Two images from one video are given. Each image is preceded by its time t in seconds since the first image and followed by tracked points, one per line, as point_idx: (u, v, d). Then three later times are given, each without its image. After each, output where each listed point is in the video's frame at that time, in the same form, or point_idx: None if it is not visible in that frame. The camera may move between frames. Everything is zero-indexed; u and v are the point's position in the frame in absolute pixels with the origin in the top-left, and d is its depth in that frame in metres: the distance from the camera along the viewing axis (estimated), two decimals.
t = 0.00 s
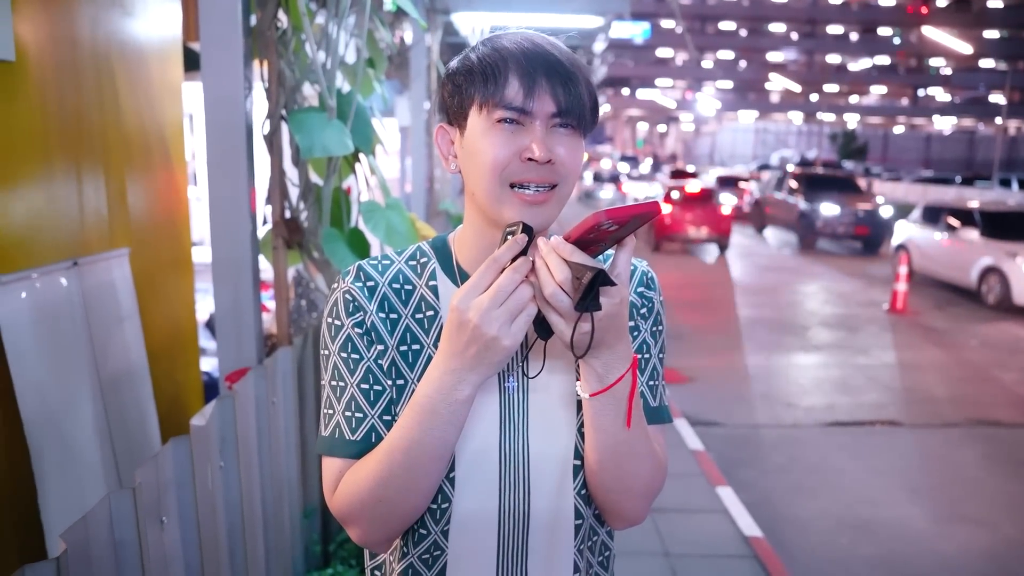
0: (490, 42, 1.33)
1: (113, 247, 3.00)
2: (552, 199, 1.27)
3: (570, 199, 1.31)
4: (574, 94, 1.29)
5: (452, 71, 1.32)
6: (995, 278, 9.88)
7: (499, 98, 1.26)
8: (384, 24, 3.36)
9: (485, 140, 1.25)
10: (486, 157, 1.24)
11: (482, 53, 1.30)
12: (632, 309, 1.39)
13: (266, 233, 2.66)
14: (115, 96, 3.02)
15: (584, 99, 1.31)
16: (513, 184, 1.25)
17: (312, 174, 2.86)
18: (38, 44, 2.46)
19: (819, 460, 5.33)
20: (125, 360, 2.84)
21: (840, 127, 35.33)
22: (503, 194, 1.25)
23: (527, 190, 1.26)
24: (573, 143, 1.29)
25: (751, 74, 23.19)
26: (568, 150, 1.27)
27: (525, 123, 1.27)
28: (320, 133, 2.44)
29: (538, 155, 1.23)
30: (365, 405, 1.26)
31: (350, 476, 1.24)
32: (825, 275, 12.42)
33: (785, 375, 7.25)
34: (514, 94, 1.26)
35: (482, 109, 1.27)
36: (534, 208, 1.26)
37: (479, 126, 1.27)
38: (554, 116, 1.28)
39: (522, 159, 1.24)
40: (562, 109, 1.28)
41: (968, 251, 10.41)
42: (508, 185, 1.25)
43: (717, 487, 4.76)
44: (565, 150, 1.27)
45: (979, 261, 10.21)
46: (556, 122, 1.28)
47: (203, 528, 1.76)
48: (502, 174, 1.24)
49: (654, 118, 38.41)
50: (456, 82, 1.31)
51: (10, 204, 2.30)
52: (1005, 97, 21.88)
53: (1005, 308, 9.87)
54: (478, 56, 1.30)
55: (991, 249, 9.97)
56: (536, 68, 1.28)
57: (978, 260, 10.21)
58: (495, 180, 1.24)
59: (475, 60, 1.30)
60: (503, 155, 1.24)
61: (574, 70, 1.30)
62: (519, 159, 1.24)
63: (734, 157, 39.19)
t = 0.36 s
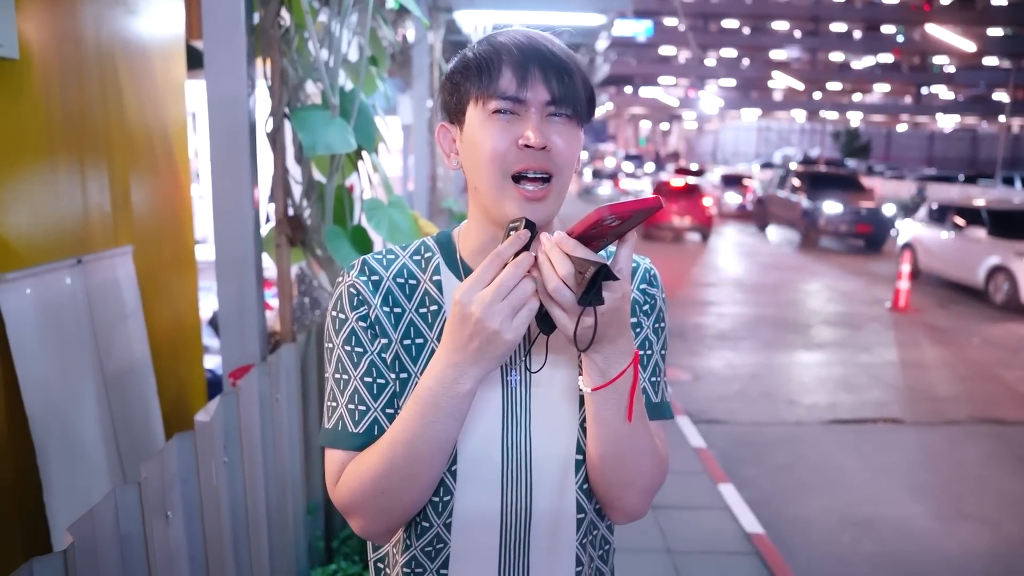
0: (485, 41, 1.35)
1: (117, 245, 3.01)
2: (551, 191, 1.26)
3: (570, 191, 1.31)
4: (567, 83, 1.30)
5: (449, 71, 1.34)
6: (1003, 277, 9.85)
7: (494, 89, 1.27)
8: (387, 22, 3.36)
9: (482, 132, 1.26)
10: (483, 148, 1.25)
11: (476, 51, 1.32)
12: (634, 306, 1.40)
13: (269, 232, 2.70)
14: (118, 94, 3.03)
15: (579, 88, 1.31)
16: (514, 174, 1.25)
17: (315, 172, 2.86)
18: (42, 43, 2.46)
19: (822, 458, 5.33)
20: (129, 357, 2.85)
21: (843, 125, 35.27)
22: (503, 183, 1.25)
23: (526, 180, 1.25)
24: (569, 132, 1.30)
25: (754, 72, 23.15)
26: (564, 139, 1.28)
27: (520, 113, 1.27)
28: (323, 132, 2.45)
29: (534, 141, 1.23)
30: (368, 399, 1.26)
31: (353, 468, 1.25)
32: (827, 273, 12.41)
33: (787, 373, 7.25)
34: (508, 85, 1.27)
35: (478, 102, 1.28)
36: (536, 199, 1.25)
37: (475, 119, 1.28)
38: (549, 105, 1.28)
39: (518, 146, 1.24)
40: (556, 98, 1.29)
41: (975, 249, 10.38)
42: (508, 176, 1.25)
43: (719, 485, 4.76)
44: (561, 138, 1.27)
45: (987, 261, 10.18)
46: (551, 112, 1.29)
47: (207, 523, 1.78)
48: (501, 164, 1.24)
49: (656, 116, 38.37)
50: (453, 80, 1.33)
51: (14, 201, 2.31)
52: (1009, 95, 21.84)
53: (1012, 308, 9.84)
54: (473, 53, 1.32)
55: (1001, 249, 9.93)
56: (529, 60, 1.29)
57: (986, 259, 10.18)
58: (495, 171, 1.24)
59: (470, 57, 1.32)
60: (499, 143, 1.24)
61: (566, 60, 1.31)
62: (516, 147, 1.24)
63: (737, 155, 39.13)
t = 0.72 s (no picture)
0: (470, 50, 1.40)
1: (119, 244, 3.03)
2: (539, 184, 1.26)
3: (563, 184, 1.30)
4: (545, 75, 1.31)
5: (439, 84, 1.40)
6: (1012, 278, 9.80)
7: (474, 92, 1.30)
8: (388, 23, 3.36)
9: (467, 135, 1.29)
10: (469, 150, 1.28)
11: (459, 60, 1.37)
12: (642, 308, 1.41)
13: (271, 231, 2.69)
14: (120, 93, 3.03)
15: (560, 79, 1.32)
16: (504, 171, 1.26)
17: (316, 171, 2.87)
18: (45, 43, 2.47)
19: (823, 458, 5.33)
20: (131, 356, 2.86)
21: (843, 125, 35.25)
22: (495, 181, 1.26)
23: (514, 177, 1.26)
24: (553, 123, 1.29)
25: (754, 72, 23.11)
26: (547, 131, 1.28)
27: (503, 111, 1.29)
28: (325, 131, 2.45)
29: (513, 135, 1.24)
30: (374, 395, 1.27)
31: (358, 464, 1.26)
32: (828, 273, 12.41)
33: (788, 373, 7.25)
34: (487, 86, 1.30)
35: (463, 106, 1.32)
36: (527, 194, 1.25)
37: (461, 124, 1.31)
38: (529, 99, 1.29)
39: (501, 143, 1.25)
40: (535, 89, 1.29)
41: (983, 249, 10.37)
42: (498, 174, 1.26)
43: (720, 485, 4.76)
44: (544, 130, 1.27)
45: (995, 262, 10.14)
46: (534, 105, 1.29)
47: (209, 521, 1.78)
48: (489, 163, 1.26)
49: (657, 116, 38.34)
50: (442, 91, 1.38)
51: (17, 202, 2.32)
52: (1010, 94, 21.82)
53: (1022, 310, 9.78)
54: (454, 61, 1.36)
55: (1011, 250, 9.90)
56: (506, 58, 1.31)
57: (994, 260, 10.14)
58: (482, 171, 1.26)
59: (453, 66, 1.36)
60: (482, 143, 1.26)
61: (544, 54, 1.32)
62: (499, 145, 1.25)
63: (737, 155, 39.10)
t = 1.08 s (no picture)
0: (551, 56, 1.31)
1: (121, 246, 3.03)
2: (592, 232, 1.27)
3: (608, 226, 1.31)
4: (634, 126, 1.27)
5: (511, 83, 1.30)
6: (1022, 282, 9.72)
7: (562, 123, 1.24)
8: (389, 25, 3.37)
9: (540, 164, 1.24)
10: (538, 181, 1.23)
11: (547, 72, 1.28)
12: (653, 324, 1.39)
13: (272, 232, 2.66)
14: (122, 96, 3.03)
15: (642, 130, 1.30)
16: (559, 211, 1.26)
17: (318, 174, 2.88)
18: (47, 45, 2.47)
19: (826, 459, 5.32)
20: (133, 358, 2.87)
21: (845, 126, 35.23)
22: (547, 220, 1.25)
23: (569, 219, 1.26)
24: (623, 173, 1.29)
25: (755, 73, 23.10)
26: (617, 182, 1.27)
27: (582, 150, 1.25)
28: (326, 134, 2.45)
29: (592, 187, 1.22)
30: (383, 396, 1.27)
31: (365, 461, 1.26)
32: (830, 274, 12.39)
33: (791, 374, 7.23)
34: (578, 121, 1.24)
35: (542, 131, 1.25)
36: (576, 238, 1.26)
37: (536, 147, 1.25)
38: (611, 145, 1.26)
39: (576, 189, 1.23)
40: (621, 138, 1.26)
41: (992, 251, 10.31)
42: (553, 212, 1.25)
43: (722, 486, 4.76)
44: (615, 182, 1.26)
45: (1004, 265, 10.06)
46: (612, 152, 1.27)
47: (211, 522, 1.78)
48: (550, 201, 1.24)
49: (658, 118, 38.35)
50: (515, 96, 1.28)
51: (19, 204, 2.32)
52: (1012, 95, 21.79)
53: None
54: (542, 74, 1.27)
55: (1019, 252, 9.84)
56: (599, 95, 1.26)
57: (1004, 264, 10.06)
58: (543, 206, 1.24)
59: (539, 78, 1.27)
60: (559, 183, 1.23)
61: (635, 101, 1.29)
62: (572, 188, 1.23)
63: (739, 156, 39.08)
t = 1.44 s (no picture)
0: (535, 48, 1.36)
1: (117, 248, 3.02)
2: (575, 217, 1.24)
3: (596, 216, 1.28)
4: (611, 108, 1.27)
5: (494, 73, 1.34)
6: None
7: (535, 103, 1.26)
8: (386, 25, 3.36)
9: (517, 144, 1.25)
10: (515, 162, 1.24)
11: (526, 59, 1.31)
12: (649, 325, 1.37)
13: (268, 234, 2.69)
14: (116, 96, 3.02)
15: (623, 114, 1.29)
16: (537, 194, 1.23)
17: (314, 174, 2.86)
18: (42, 46, 2.47)
19: (822, 458, 5.33)
20: (129, 360, 2.86)
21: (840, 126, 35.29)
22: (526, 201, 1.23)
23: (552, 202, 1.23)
24: (604, 158, 1.27)
25: (751, 73, 23.12)
26: (597, 165, 1.26)
27: (557, 132, 1.25)
28: (323, 134, 2.45)
29: (565, 166, 1.21)
30: (379, 398, 1.26)
31: (361, 464, 1.26)
32: (826, 274, 12.42)
33: (788, 374, 7.24)
34: (551, 100, 1.26)
35: (518, 113, 1.27)
36: (557, 222, 1.22)
37: (513, 129, 1.27)
38: (588, 127, 1.26)
39: (550, 168, 1.22)
40: (597, 120, 1.26)
41: (999, 253, 10.23)
42: (531, 195, 1.23)
43: (719, 485, 4.76)
44: (594, 165, 1.25)
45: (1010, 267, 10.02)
46: (590, 134, 1.27)
47: (208, 524, 1.77)
48: (527, 182, 1.23)
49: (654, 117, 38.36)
50: (496, 85, 1.32)
51: (15, 205, 2.32)
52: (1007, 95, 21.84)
53: None
54: (522, 61, 1.31)
55: None
56: (576, 78, 1.28)
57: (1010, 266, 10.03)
58: (520, 188, 1.23)
59: (517, 65, 1.31)
60: (532, 160, 1.23)
61: (614, 85, 1.29)
62: (547, 168, 1.22)
63: (735, 156, 39.12)
